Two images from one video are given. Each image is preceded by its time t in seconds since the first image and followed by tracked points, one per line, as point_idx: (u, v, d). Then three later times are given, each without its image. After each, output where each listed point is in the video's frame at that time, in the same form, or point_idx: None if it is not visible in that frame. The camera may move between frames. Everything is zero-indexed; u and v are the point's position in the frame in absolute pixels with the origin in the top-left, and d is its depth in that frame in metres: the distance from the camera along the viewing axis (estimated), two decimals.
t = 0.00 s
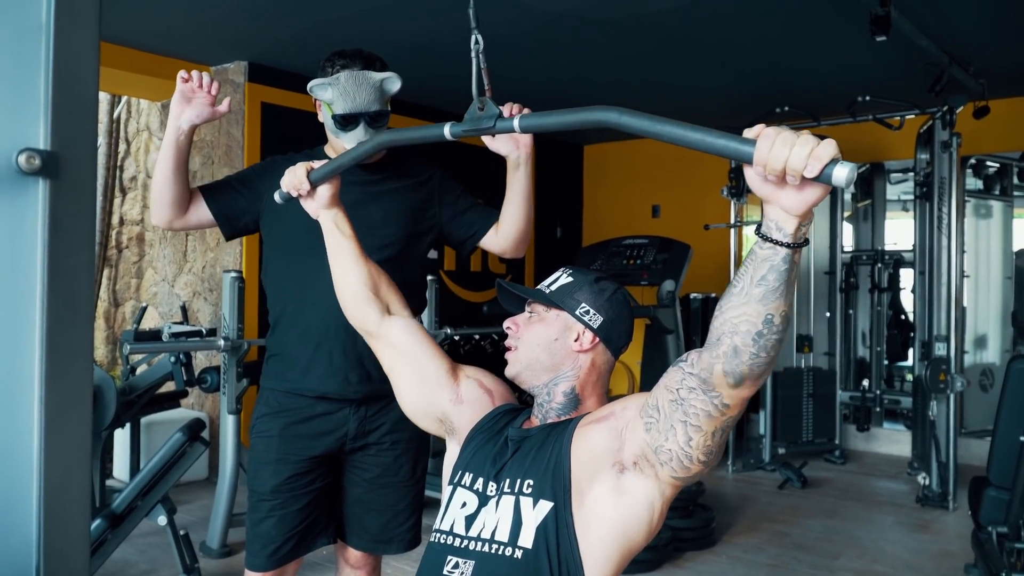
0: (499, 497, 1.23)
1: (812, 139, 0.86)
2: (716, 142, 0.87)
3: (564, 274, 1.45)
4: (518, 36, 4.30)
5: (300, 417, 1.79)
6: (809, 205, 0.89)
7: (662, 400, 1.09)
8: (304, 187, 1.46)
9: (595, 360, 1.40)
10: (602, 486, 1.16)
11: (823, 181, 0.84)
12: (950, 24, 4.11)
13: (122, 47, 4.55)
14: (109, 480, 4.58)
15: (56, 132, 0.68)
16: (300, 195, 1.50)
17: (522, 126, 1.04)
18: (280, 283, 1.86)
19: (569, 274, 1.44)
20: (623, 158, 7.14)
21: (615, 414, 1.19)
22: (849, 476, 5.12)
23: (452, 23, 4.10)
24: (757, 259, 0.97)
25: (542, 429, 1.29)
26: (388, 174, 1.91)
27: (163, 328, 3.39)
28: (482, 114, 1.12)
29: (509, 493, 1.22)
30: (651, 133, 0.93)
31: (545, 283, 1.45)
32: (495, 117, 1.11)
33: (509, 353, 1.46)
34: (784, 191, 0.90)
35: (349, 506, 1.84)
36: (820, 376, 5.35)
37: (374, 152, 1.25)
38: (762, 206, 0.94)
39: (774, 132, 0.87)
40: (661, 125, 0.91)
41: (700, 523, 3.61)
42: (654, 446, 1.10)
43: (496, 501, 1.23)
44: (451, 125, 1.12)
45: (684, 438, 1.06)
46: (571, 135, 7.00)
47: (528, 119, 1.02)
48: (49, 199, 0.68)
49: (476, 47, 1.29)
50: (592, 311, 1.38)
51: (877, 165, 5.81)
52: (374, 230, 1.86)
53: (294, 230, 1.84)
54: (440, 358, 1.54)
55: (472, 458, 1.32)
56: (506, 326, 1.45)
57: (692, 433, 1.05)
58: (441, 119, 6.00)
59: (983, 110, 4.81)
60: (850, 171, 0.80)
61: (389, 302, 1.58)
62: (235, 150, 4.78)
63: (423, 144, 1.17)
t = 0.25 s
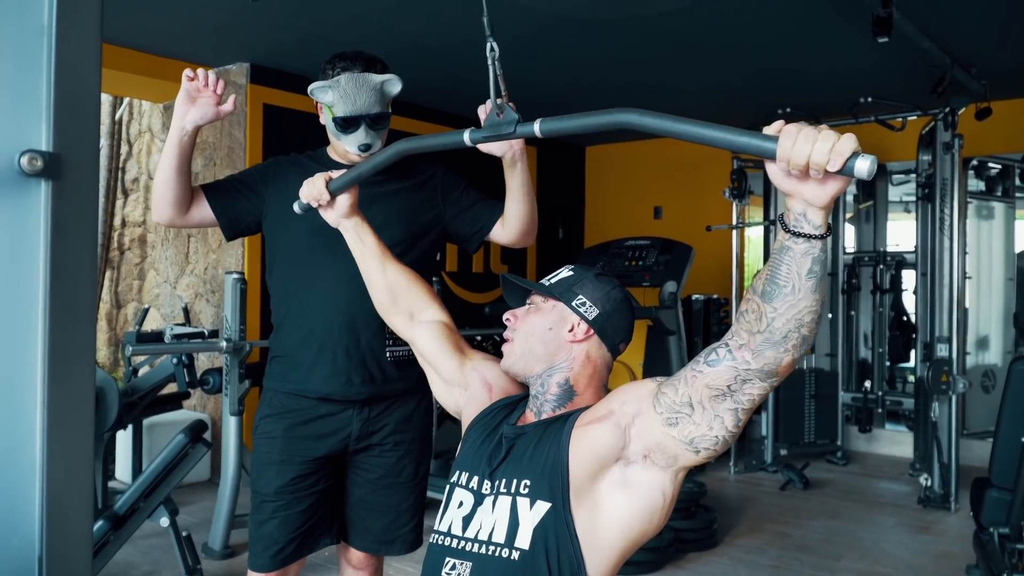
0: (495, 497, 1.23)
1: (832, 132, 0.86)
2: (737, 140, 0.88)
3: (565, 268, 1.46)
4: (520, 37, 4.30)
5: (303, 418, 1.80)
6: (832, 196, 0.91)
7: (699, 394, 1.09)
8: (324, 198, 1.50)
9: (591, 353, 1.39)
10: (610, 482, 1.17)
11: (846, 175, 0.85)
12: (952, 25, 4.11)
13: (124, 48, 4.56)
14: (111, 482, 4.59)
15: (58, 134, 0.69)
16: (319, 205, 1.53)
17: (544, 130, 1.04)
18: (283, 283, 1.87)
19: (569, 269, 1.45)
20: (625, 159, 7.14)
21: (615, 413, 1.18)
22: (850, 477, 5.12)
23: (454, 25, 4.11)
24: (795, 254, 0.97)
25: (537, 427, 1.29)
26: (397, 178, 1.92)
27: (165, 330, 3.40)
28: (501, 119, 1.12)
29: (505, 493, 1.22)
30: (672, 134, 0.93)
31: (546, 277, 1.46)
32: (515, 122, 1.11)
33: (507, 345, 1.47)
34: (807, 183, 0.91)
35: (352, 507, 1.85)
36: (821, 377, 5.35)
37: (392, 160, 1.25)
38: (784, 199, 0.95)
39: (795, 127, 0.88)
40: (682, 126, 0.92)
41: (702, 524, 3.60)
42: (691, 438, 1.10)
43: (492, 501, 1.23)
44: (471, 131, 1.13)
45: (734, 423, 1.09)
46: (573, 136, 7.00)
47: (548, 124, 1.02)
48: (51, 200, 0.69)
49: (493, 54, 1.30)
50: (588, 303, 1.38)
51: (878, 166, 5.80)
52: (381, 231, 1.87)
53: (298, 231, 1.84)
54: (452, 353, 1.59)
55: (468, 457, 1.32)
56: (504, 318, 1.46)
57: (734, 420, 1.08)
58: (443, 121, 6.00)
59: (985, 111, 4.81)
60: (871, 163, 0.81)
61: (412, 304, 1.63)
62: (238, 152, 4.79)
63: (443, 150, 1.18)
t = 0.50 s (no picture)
0: (493, 502, 1.23)
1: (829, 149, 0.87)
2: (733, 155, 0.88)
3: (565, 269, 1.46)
4: (521, 39, 4.30)
5: (304, 419, 1.80)
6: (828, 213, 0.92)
7: (696, 405, 1.09)
8: (318, 205, 1.50)
9: (586, 355, 1.39)
10: (609, 488, 1.17)
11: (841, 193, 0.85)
12: (952, 26, 4.11)
13: (125, 50, 4.56)
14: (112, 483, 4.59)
15: (58, 136, 0.69)
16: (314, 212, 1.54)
17: (538, 141, 1.04)
18: (286, 285, 1.87)
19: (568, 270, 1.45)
20: (625, 160, 7.14)
21: (613, 420, 1.18)
22: (851, 477, 5.11)
23: (454, 26, 4.11)
24: (793, 270, 0.98)
25: (535, 430, 1.28)
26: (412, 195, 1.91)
27: (167, 331, 3.41)
28: (496, 130, 1.12)
29: (503, 498, 1.22)
30: (666, 147, 0.94)
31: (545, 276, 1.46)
32: (511, 133, 1.11)
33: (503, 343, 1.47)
34: (802, 199, 0.92)
35: (353, 509, 1.85)
36: (822, 377, 5.35)
37: (389, 169, 1.26)
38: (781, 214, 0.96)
39: (792, 144, 0.88)
40: (677, 140, 0.93)
41: (703, 524, 3.60)
42: (688, 449, 1.10)
43: (491, 506, 1.23)
44: (465, 141, 1.13)
45: (732, 436, 1.08)
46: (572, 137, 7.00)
47: (543, 135, 1.03)
48: (52, 203, 0.69)
49: (489, 64, 1.30)
50: (586, 304, 1.38)
51: (879, 166, 5.80)
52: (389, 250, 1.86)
53: (301, 232, 1.85)
54: (450, 361, 1.58)
55: (466, 462, 1.32)
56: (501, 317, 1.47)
57: (732, 433, 1.08)
58: (444, 122, 6.00)
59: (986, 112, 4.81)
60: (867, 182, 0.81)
61: (408, 312, 1.64)
62: (238, 153, 4.79)
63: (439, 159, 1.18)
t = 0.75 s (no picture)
0: (490, 502, 1.23)
1: (822, 146, 0.87)
2: (727, 151, 0.88)
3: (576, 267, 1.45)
4: (522, 39, 4.30)
5: (303, 419, 1.80)
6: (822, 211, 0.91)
7: (693, 403, 1.09)
8: (321, 203, 1.50)
9: (586, 356, 1.39)
10: (605, 488, 1.16)
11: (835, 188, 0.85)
12: (953, 27, 4.11)
13: (125, 50, 4.56)
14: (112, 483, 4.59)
15: (59, 137, 0.69)
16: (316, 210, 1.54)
17: (537, 139, 1.04)
18: (288, 285, 1.87)
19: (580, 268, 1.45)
20: (626, 161, 7.14)
21: (609, 419, 1.17)
22: (851, 479, 5.11)
23: (455, 26, 4.11)
24: (788, 267, 0.98)
25: (532, 430, 1.28)
26: (414, 200, 1.91)
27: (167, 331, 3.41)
28: (495, 128, 1.12)
29: (500, 497, 1.22)
30: (663, 144, 0.94)
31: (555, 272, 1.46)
32: (509, 130, 1.11)
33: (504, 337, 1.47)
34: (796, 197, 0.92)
35: (353, 509, 1.85)
36: (822, 378, 5.35)
37: (390, 166, 1.25)
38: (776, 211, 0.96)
39: (785, 141, 0.88)
40: (673, 136, 0.92)
41: (703, 525, 3.61)
42: (684, 448, 1.10)
43: (488, 506, 1.23)
44: (465, 140, 1.13)
45: (727, 434, 1.08)
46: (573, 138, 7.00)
47: (542, 132, 1.02)
48: (53, 202, 0.69)
49: (487, 62, 1.30)
50: (590, 306, 1.37)
51: (879, 167, 5.80)
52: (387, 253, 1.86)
53: (303, 232, 1.85)
54: (450, 362, 1.58)
55: (464, 461, 1.32)
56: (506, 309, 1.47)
57: (727, 432, 1.08)
58: (445, 123, 6.00)
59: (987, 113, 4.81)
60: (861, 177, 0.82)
61: (408, 312, 1.63)
62: (238, 154, 4.79)
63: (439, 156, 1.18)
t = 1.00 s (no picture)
0: (490, 505, 1.23)
1: (821, 146, 0.87)
2: (726, 150, 0.89)
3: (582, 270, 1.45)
4: (522, 40, 4.30)
5: (304, 419, 1.80)
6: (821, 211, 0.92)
7: (686, 408, 1.08)
8: (321, 200, 1.51)
9: (587, 359, 1.39)
10: (604, 493, 1.16)
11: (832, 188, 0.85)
12: (953, 28, 4.11)
13: (125, 50, 4.56)
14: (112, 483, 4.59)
15: (63, 138, 0.69)
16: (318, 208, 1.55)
17: (536, 137, 1.04)
18: (289, 285, 1.87)
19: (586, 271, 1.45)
20: (626, 162, 7.15)
21: (609, 422, 1.18)
22: (851, 479, 5.11)
23: (455, 27, 4.11)
24: (784, 267, 0.99)
25: (532, 433, 1.29)
26: (414, 200, 1.91)
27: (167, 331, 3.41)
28: (494, 126, 1.12)
29: (500, 501, 1.22)
30: (662, 143, 0.94)
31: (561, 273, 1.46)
32: (507, 129, 1.11)
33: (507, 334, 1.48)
34: (795, 196, 0.92)
35: (353, 508, 1.85)
36: (822, 379, 5.35)
37: (389, 164, 1.25)
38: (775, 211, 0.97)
39: (783, 140, 0.89)
40: (674, 135, 0.93)
41: (703, 525, 3.61)
42: (678, 454, 1.09)
43: (488, 509, 1.23)
44: (465, 137, 1.13)
45: (721, 442, 1.07)
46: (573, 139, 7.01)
47: (541, 131, 1.02)
48: (55, 202, 0.69)
49: (488, 59, 1.29)
50: (594, 309, 1.37)
51: (880, 168, 5.80)
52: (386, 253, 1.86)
53: (303, 233, 1.85)
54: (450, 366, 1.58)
55: (463, 464, 1.32)
56: (512, 306, 1.48)
57: (721, 440, 1.07)
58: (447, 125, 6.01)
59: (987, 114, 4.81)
60: (858, 177, 0.82)
61: (404, 311, 1.63)
62: (239, 154, 4.79)
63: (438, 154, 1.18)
